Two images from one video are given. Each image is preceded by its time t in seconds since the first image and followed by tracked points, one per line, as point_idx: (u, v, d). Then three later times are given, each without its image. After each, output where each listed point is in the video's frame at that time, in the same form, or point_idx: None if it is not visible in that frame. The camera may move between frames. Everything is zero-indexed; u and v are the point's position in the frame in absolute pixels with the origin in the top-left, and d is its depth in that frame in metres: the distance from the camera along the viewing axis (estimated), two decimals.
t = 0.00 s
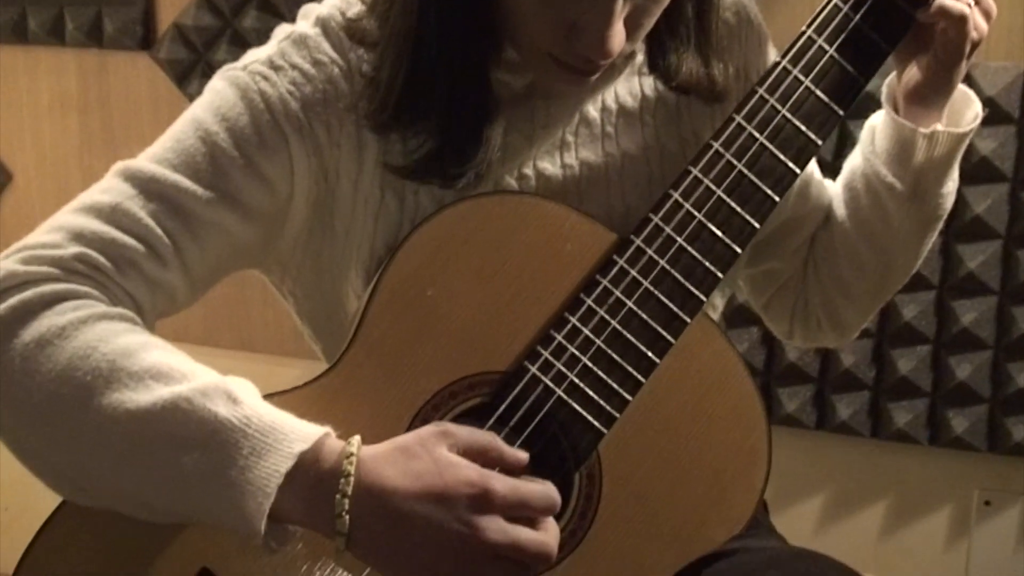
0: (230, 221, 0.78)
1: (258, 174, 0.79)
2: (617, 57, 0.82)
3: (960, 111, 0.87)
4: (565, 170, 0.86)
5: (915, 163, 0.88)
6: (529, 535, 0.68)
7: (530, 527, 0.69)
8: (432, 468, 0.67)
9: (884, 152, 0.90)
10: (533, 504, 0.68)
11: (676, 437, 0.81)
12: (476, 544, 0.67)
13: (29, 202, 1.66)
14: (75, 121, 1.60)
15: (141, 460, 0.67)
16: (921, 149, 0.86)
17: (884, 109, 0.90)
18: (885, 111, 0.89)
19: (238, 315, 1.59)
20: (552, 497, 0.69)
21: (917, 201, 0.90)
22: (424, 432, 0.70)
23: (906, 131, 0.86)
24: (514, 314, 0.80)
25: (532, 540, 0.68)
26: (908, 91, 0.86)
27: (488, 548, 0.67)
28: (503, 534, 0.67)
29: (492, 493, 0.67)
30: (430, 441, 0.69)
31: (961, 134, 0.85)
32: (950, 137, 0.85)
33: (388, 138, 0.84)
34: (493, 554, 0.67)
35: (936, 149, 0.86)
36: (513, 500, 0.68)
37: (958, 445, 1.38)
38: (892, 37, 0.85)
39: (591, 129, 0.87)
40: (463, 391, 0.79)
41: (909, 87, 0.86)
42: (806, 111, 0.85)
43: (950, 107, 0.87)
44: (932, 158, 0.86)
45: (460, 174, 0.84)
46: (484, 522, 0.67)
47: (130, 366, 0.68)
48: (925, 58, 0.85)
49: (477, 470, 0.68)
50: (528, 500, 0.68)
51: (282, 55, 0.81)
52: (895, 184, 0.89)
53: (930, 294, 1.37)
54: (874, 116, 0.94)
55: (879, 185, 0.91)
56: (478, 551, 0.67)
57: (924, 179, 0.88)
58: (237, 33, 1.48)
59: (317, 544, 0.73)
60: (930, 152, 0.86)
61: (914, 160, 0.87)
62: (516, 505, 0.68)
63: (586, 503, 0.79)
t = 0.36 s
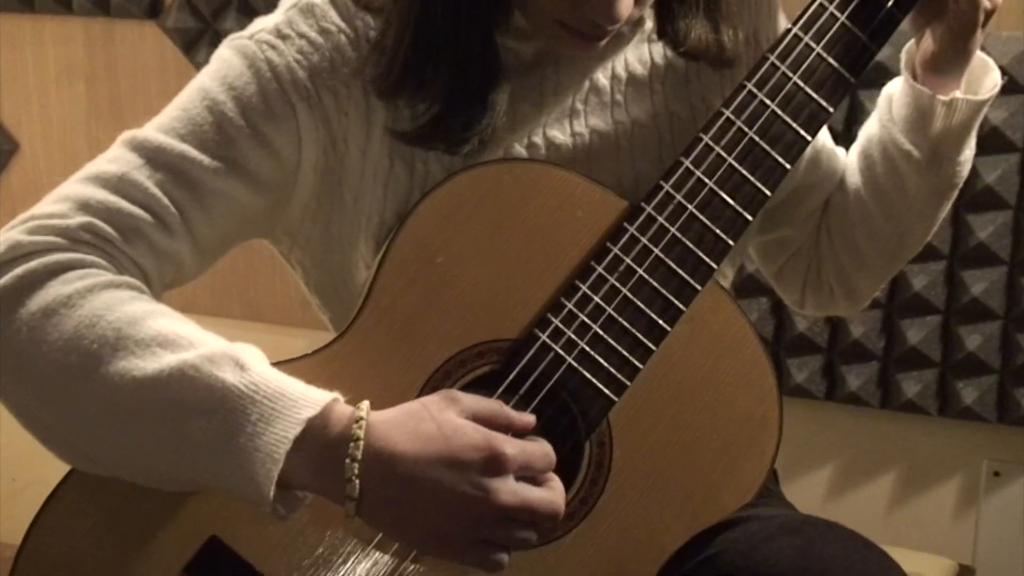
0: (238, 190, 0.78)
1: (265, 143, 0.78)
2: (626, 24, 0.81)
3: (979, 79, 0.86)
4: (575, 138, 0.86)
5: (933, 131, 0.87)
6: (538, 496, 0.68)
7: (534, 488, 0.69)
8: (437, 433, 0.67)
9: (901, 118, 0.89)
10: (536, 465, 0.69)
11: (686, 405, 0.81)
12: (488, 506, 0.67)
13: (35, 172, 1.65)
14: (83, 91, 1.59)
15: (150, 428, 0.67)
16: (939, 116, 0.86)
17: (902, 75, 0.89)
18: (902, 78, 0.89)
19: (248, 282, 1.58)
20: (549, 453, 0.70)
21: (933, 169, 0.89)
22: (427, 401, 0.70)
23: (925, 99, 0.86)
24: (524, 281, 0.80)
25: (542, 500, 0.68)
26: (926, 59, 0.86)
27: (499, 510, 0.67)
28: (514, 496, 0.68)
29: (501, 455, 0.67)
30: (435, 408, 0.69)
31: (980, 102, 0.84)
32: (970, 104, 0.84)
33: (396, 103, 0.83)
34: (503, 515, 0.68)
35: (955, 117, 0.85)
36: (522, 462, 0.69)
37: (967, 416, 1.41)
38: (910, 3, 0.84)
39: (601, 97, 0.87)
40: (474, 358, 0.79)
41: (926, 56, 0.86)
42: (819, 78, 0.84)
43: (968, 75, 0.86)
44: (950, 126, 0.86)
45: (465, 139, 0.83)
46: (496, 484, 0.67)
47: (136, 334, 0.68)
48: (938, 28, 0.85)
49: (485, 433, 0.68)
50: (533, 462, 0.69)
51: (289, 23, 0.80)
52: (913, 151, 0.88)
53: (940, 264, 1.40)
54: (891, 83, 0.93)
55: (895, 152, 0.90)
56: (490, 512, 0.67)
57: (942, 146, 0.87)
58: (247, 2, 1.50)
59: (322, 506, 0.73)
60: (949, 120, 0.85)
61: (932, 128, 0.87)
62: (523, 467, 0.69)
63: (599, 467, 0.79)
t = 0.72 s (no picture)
0: (247, 160, 0.77)
1: (274, 113, 0.78)
2: None
3: (988, 53, 0.85)
4: (586, 109, 0.85)
5: (943, 103, 0.86)
6: (557, 454, 0.69)
7: (554, 446, 0.71)
8: (450, 399, 0.69)
9: (911, 91, 0.88)
10: (554, 422, 0.70)
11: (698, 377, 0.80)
12: (504, 466, 0.68)
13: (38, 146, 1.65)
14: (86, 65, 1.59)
15: (161, 398, 0.66)
16: (949, 88, 0.85)
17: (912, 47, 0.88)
18: (913, 48, 0.88)
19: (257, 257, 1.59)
20: (575, 412, 0.72)
21: (944, 141, 0.88)
22: (438, 377, 0.71)
23: (935, 70, 0.85)
24: (534, 252, 0.80)
25: (560, 458, 0.69)
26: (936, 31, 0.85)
27: (517, 468, 0.68)
28: (530, 454, 0.69)
29: (514, 413, 0.69)
30: (444, 379, 0.70)
31: (990, 74, 0.83)
32: (980, 76, 0.83)
33: (407, 74, 0.83)
34: (522, 474, 0.69)
35: (965, 88, 0.84)
36: (536, 421, 0.70)
37: (976, 390, 1.41)
38: None
39: (612, 68, 0.86)
40: (486, 328, 0.79)
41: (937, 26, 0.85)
42: (831, 46, 0.84)
43: (977, 49, 0.86)
44: (960, 99, 0.85)
45: (478, 110, 0.83)
46: (510, 444, 0.69)
47: (148, 304, 0.67)
48: None
49: (497, 396, 0.70)
50: (551, 420, 0.70)
51: None
52: (923, 123, 0.88)
53: (948, 239, 1.40)
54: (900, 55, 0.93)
55: (906, 124, 0.90)
56: (508, 471, 0.68)
57: (952, 118, 0.87)
58: None
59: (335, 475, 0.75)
60: (959, 92, 0.85)
61: (942, 100, 0.86)
62: (540, 426, 0.70)
63: (610, 439, 0.79)
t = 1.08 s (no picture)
0: (258, 132, 0.77)
1: (285, 85, 0.77)
2: None
3: (1000, 24, 0.84)
4: (596, 82, 0.84)
5: (954, 77, 0.86)
6: (572, 417, 0.70)
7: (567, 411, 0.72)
8: (465, 365, 0.69)
9: (922, 64, 0.88)
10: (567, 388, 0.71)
11: (709, 349, 0.80)
12: (522, 430, 0.69)
13: (44, 122, 1.65)
14: (92, 40, 1.58)
15: (176, 367, 0.67)
16: (961, 61, 0.84)
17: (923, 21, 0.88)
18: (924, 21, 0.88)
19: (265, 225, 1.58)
20: (577, 379, 0.72)
21: (955, 115, 0.88)
22: (453, 336, 0.72)
23: (946, 43, 0.84)
24: (545, 225, 0.80)
25: (577, 422, 0.70)
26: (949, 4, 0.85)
27: (530, 432, 0.69)
28: (547, 419, 0.70)
29: (530, 377, 0.70)
30: (462, 339, 0.71)
31: (1002, 46, 0.82)
32: (992, 49, 0.82)
33: (417, 46, 0.82)
34: (536, 438, 0.70)
35: (977, 61, 0.84)
36: (551, 385, 0.71)
37: (983, 365, 1.41)
38: None
39: (622, 40, 0.85)
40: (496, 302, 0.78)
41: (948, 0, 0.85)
42: (842, 19, 0.84)
43: (990, 20, 0.84)
44: (971, 72, 0.85)
45: (489, 82, 0.83)
46: (527, 408, 0.70)
47: (163, 274, 0.68)
48: None
49: (512, 359, 0.71)
50: (563, 385, 0.71)
51: None
52: (934, 97, 0.87)
53: (957, 215, 1.39)
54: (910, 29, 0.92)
55: (917, 98, 0.89)
56: (521, 435, 0.69)
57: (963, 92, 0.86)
58: None
59: (351, 446, 0.75)
60: (970, 64, 0.84)
61: (953, 73, 0.85)
62: (553, 391, 0.71)
63: (620, 413, 0.78)
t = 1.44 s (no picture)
0: (269, 103, 0.77)
1: (297, 56, 0.77)
2: None
3: None
4: (608, 54, 0.84)
5: (967, 51, 0.85)
6: (581, 408, 0.70)
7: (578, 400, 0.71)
8: (477, 345, 0.69)
9: (935, 39, 0.88)
10: (581, 376, 0.70)
11: (720, 323, 0.80)
12: (532, 416, 0.69)
13: (52, 98, 1.64)
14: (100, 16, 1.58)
15: (186, 339, 0.66)
16: (974, 35, 0.84)
17: None
18: None
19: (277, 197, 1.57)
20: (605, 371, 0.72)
21: (968, 90, 0.87)
22: (468, 309, 0.71)
23: (960, 17, 0.84)
24: (556, 198, 0.79)
25: (586, 413, 0.70)
26: None
27: (540, 420, 0.69)
28: (557, 408, 0.69)
29: (543, 364, 0.69)
30: (477, 316, 0.71)
31: (1014, 21, 0.82)
32: (1005, 24, 0.82)
33: (428, 18, 0.81)
34: (546, 425, 0.69)
35: (991, 36, 0.83)
36: (564, 372, 0.70)
37: (992, 343, 1.40)
38: None
39: (634, 12, 0.84)
40: (506, 275, 0.78)
41: None
42: None
43: None
44: (985, 47, 0.84)
45: (502, 55, 0.82)
46: (538, 395, 0.69)
47: (174, 246, 0.67)
48: None
49: (527, 344, 0.70)
50: (578, 373, 0.70)
51: None
52: (946, 71, 0.87)
53: (966, 192, 1.40)
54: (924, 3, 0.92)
55: (930, 73, 0.89)
56: (532, 422, 0.69)
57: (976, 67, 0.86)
58: None
59: (360, 421, 0.74)
60: (984, 39, 0.84)
61: (966, 48, 0.85)
62: (569, 378, 0.70)
63: (633, 386, 0.78)
